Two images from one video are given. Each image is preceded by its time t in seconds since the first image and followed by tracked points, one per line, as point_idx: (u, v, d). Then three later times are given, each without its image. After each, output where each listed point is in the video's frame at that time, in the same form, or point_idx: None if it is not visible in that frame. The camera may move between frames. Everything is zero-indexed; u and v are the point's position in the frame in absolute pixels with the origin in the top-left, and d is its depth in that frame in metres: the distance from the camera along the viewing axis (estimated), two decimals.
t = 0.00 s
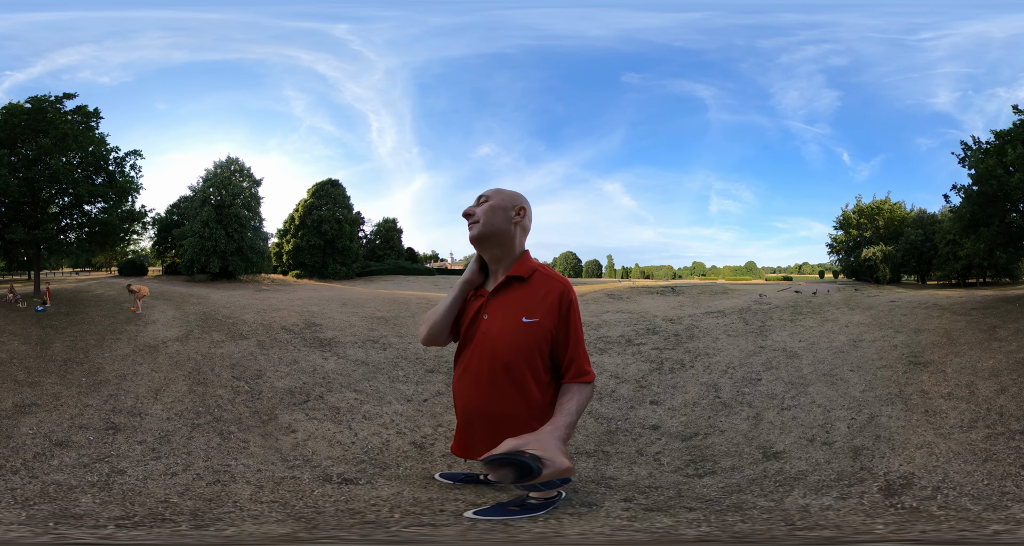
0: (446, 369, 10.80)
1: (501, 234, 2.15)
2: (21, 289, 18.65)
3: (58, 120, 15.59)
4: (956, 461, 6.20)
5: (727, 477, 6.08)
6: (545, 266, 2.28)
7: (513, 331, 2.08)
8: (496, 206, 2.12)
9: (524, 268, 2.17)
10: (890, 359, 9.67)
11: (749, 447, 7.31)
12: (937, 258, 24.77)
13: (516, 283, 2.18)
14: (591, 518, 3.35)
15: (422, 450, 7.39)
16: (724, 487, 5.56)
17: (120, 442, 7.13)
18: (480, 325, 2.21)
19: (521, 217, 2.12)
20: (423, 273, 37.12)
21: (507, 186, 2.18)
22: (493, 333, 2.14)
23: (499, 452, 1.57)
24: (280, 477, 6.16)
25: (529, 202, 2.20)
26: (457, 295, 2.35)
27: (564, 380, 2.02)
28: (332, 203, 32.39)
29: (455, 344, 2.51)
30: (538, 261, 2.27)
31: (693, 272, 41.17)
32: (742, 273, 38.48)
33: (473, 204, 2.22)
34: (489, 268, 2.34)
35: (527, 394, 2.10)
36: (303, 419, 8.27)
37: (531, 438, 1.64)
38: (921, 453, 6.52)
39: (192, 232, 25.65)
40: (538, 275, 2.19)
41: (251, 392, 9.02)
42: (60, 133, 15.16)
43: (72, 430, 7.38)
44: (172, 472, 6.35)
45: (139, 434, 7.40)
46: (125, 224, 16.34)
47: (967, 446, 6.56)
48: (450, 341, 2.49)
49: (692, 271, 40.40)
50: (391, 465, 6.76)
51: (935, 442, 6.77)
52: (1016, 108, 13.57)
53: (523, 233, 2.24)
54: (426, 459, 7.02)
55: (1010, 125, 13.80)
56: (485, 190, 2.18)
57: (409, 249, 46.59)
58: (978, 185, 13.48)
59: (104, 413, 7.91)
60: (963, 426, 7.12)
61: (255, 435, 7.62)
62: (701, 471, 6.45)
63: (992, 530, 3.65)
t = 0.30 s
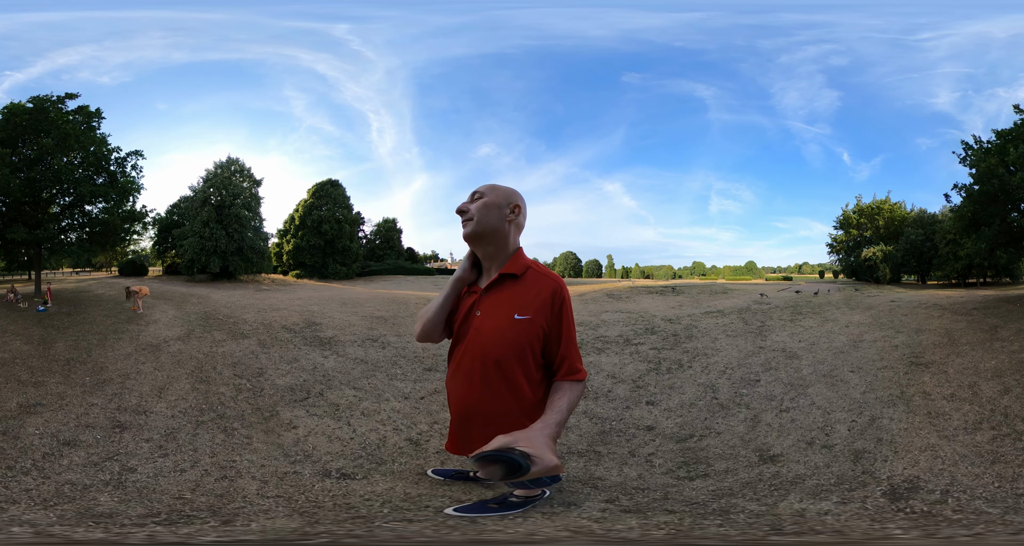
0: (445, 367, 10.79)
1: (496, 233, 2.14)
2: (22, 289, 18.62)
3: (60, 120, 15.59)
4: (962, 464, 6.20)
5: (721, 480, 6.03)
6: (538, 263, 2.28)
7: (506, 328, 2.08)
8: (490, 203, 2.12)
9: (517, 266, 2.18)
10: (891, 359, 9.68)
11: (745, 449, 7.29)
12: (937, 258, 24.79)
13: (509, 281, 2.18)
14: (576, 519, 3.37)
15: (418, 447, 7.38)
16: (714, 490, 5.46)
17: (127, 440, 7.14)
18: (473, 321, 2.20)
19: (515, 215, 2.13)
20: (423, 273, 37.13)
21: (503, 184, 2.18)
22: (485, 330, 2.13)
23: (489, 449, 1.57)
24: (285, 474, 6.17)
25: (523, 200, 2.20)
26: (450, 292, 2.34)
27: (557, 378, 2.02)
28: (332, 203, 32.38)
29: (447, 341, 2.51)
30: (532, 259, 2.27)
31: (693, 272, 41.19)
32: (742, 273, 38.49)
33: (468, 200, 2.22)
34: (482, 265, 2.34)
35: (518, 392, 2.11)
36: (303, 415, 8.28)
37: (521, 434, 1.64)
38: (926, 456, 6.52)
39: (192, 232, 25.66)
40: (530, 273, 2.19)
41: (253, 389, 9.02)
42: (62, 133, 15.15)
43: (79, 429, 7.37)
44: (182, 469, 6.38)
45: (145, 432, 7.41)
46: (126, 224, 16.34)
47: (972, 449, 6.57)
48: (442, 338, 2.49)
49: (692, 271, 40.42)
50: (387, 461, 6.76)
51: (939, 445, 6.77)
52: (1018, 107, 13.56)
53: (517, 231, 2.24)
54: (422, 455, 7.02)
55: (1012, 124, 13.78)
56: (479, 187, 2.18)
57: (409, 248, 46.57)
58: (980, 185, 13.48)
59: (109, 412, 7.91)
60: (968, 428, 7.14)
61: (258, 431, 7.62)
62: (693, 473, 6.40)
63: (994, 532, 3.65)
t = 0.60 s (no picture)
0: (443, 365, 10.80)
1: (489, 231, 2.14)
2: (22, 289, 18.59)
3: (61, 120, 15.59)
4: (968, 467, 6.20)
5: (715, 483, 6.00)
6: (531, 261, 2.28)
7: (498, 325, 2.08)
8: (485, 202, 2.11)
9: (510, 264, 2.18)
10: (892, 360, 9.68)
11: (742, 452, 7.28)
12: (937, 257, 24.79)
13: (503, 278, 2.17)
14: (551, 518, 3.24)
15: (414, 443, 7.39)
16: (707, 493, 5.45)
17: (132, 438, 7.15)
18: (467, 318, 2.20)
19: (510, 214, 2.12)
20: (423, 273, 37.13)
21: (499, 182, 2.16)
22: (478, 326, 2.13)
23: (477, 446, 1.55)
24: (286, 470, 6.19)
25: (518, 199, 2.19)
26: (444, 288, 2.35)
27: (547, 377, 2.01)
28: (332, 203, 32.38)
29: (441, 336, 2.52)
30: (526, 257, 2.27)
31: (693, 272, 41.22)
32: (743, 273, 38.48)
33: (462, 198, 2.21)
34: (476, 262, 2.34)
35: (509, 390, 2.10)
36: (304, 412, 8.29)
37: (511, 432, 1.62)
38: (930, 458, 6.51)
39: (192, 232, 25.66)
40: (523, 270, 2.19)
41: (254, 387, 9.02)
42: (63, 132, 15.13)
43: (85, 428, 7.36)
44: (187, 466, 6.39)
45: (150, 430, 7.42)
46: (126, 224, 16.34)
47: (977, 450, 6.58)
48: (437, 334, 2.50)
49: (692, 271, 40.43)
50: (383, 458, 6.78)
51: (944, 447, 6.77)
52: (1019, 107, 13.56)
53: (511, 229, 2.24)
54: (417, 452, 7.03)
55: (1013, 124, 13.78)
56: (474, 186, 2.16)
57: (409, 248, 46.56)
58: (980, 184, 13.48)
59: (113, 410, 7.91)
60: (972, 429, 7.14)
61: (260, 428, 7.64)
62: (688, 475, 6.40)
63: (996, 532, 3.66)
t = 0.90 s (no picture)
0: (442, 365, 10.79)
1: (484, 232, 2.14)
2: (22, 289, 18.58)
3: (63, 120, 15.62)
4: (973, 467, 6.21)
5: (711, 485, 5.99)
6: (526, 262, 2.28)
7: (493, 325, 2.08)
8: (481, 203, 2.11)
9: (505, 264, 2.18)
10: (893, 360, 9.68)
11: (742, 454, 7.27)
12: (937, 258, 24.80)
13: (497, 278, 2.17)
14: (542, 518, 3.22)
15: (411, 442, 7.39)
16: (704, 496, 5.44)
17: (135, 437, 7.15)
18: (461, 318, 2.20)
19: (506, 215, 2.12)
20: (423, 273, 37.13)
21: (496, 183, 2.15)
22: (473, 326, 2.13)
23: (472, 447, 1.55)
24: (285, 468, 6.20)
25: (514, 200, 2.18)
26: (439, 288, 2.36)
27: (542, 377, 2.01)
28: (332, 203, 32.38)
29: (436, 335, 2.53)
30: (521, 258, 2.27)
31: (693, 272, 41.22)
32: (743, 273, 38.44)
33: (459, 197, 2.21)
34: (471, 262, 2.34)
35: (503, 390, 2.11)
36: (303, 411, 8.28)
37: (506, 433, 1.62)
38: (933, 459, 6.52)
39: (191, 232, 25.65)
40: (517, 270, 2.19)
41: (254, 386, 9.02)
42: (64, 132, 15.14)
43: (87, 428, 7.36)
44: (190, 464, 6.39)
45: (152, 428, 7.42)
46: (127, 225, 16.34)
47: (980, 451, 6.59)
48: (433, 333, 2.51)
49: (692, 271, 40.45)
50: (379, 457, 6.77)
51: (946, 448, 6.77)
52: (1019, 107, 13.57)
53: (507, 230, 2.24)
54: (414, 451, 7.03)
55: (1013, 124, 13.79)
56: (471, 186, 2.16)
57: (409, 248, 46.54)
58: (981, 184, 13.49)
59: (116, 410, 7.91)
60: (976, 430, 7.15)
61: (260, 427, 7.63)
62: (687, 477, 6.40)
63: (997, 531, 3.67)
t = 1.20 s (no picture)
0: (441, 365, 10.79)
1: (483, 231, 2.14)
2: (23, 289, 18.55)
3: (63, 120, 15.63)
4: (976, 468, 6.21)
5: (711, 486, 5.99)
6: (524, 261, 2.28)
7: (490, 324, 2.08)
8: (480, 202, 2.11)
9: (502, 264, 2.18)
10: (893, 360, 9.68)
11: (742, 455, 7.27)
12: (937, 258, 24.81)
13: (495, 278, 2.17)
14: (538, 518, 3.23)
15: (411, 442, 7.38)
16: (705, 497, 5.45)
17: (136, 437, 7.14)
18: (460, 317, 2.20)
19: (505, 214, 2.12)
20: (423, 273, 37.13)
21: (495, 183, 2.16)
22: (470, 325, 2.13)
23: (468, 445, 1.54)
24: (283, 467, 6.20)
25: (513, 200, 2.18)
26: (437, 288, 2.35)
27: (540, 376, 2.01)
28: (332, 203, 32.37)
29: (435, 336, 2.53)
30: (519, 257, 2.27)
31: (693, 272, 41.23)
32: (743, 273, 38.46)
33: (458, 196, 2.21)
34: (469, 262, 2.34)
35: (500, 389, 2.11)
36: (303, 410, 8.28)
37: (502, 432, 1.61)
38: (934, 460, 6.51)
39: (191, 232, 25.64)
40: (515, 270, 2.19)
41: (254, 385, 9.02)
42: (65, 133, 15.13)
43: (88, 427, 7.35)
44: (190, 463, 6.38)
45: (153, 428, 7.41)
46: (127, 225, 16.33)
47: (982, 451, 6.59)
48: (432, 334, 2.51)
49: (692, 270, 40.46)
50: (378, 456, 6.78)
51: (948, 448, 6.77)
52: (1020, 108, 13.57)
53: (505, 229, 2.23)
54: (413, 451, 7.02)
55: (1014, 124, 13.79)
56: (470, 185, 2.16)
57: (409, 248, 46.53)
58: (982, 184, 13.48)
59: (116, 409, 7.90)
60: (977, 430, 7.15)
61: (260, 426, 7.63)
62: (688, 478, 6.41)
63: (998, 531, 3.67)
